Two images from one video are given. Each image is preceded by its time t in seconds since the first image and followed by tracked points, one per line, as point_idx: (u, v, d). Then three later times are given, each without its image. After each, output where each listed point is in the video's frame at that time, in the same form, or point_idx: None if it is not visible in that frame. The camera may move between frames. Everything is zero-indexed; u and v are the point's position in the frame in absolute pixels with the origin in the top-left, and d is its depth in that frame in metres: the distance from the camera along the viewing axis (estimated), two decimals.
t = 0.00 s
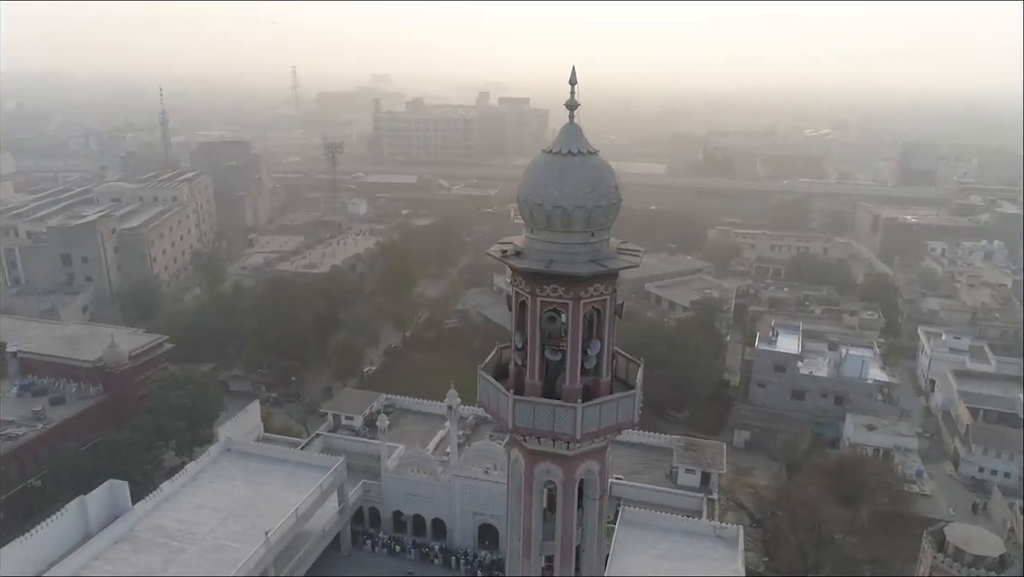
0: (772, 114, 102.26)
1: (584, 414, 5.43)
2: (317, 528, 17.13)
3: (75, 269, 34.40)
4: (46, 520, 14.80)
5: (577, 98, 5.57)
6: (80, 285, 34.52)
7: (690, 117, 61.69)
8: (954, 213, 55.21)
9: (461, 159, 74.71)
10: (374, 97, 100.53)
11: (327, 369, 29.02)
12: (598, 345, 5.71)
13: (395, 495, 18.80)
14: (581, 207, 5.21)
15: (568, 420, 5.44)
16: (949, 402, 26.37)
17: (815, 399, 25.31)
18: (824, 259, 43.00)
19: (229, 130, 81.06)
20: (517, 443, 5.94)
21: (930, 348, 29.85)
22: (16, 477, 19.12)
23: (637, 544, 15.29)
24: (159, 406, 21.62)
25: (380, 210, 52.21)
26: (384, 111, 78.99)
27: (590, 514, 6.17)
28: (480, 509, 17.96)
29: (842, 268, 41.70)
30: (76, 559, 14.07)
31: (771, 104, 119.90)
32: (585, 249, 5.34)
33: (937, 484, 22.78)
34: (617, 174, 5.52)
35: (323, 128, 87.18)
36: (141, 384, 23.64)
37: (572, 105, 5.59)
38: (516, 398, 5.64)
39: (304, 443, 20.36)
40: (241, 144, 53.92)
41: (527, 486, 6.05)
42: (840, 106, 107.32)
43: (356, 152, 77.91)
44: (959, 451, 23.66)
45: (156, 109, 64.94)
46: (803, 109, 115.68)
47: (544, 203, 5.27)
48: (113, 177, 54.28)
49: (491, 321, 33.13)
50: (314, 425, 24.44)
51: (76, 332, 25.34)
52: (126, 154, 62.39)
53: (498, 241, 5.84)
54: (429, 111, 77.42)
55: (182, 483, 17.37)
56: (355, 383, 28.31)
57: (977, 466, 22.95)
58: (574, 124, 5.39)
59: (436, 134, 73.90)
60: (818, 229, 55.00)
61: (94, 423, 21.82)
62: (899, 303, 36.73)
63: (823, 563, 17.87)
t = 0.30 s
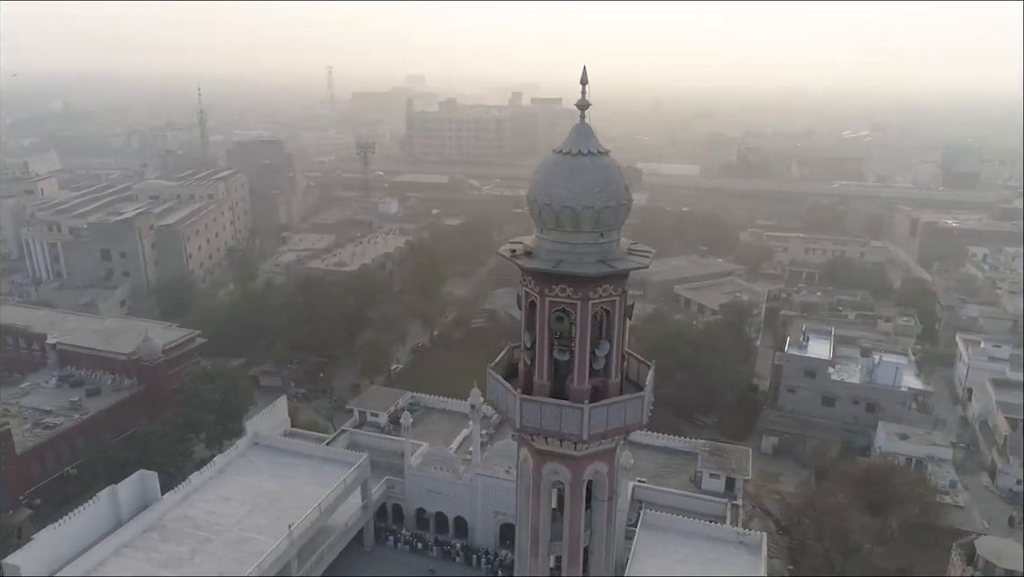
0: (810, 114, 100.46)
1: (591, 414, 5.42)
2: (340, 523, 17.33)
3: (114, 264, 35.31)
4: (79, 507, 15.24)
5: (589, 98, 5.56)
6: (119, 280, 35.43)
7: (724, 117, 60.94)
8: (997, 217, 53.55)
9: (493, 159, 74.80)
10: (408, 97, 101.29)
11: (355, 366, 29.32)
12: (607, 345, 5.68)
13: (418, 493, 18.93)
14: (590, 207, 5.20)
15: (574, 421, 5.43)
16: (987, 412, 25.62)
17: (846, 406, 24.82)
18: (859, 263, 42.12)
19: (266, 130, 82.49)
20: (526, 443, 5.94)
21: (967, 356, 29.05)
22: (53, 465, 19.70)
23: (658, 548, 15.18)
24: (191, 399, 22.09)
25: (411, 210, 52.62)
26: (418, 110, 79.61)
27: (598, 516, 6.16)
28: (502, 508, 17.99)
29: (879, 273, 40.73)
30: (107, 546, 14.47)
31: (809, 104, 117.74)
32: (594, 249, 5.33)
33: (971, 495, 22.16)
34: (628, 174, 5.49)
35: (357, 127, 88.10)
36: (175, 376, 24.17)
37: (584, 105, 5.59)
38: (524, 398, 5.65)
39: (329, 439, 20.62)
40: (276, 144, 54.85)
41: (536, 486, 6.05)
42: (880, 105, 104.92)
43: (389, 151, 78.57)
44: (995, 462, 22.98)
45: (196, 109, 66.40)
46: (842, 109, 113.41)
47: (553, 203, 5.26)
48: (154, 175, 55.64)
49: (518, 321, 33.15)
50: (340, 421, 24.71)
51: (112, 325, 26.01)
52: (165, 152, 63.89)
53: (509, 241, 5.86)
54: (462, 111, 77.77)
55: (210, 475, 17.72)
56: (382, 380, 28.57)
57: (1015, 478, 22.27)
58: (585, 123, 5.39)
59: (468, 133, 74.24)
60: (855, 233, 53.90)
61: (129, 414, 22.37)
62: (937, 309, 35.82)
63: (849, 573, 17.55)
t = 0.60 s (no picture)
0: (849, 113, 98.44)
1: (598, 415, 5.40)
2: (363, 518, 17.51)
3: (151, 260, 36.11)
4: (111, 496, 15.67)
5: (599, 99, 5.54)
6: (156, 275, 36.23)
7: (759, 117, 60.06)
8: None
9: (525, 159, 74.83)
10: (441, 98, 101.88)
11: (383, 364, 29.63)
12: (616, 346, 5.67)
13: (441, 491, 19.02)
14: (601, 207, 5.19)
15: (581, 421, 5.42)
16: None
17: (879, 413, 24.32)
18: (897, 268, 41.15)
19: (302, 130, 83.69)
20: (533, 441, 5.94)
21: (1007, 365, 28.23)
22: (88, 454, 20.23)
23: (680, 553, 15.02)
24: (221, 393, 22.49)
25: (442, 209, 52.88)
26: (451, 110, 79.97)
27: (607, 516, 6.15)
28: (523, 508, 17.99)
29: (917, 277, 39.69)
30: (137, 534, 14.85)
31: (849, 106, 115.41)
32: (603, 249, 5.32)
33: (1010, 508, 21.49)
34: (639, 174, 5.46)
35: (391, 127, 88.87)
36: (207, 370, 24.64)
37: (596, 105, 5.56)
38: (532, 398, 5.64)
39: (355, 435, 20.88)
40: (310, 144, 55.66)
41: (543, 484, 6.07)
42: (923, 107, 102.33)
43: (422, 151, 79.06)
44: None
45: (234, 109, 67.67)
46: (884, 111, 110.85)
47: (562, 202, 5.26)
48: (192, 173, 56.81)
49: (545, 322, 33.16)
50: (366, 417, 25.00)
51: (148, 319, 26.64)
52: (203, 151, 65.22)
53: (520, 240, 5.87)
54: (494, 111, 77.94)
55: (237, 468, 18.05)
56: (409, 378, 28.80)
57: None
58: (596, 123, 5.38)
59: (500, 134, 74.38)
60: (892, 237, 52.68)
61: (162, 406, 22.87)
62: (978, 317, 34.84)
63: None
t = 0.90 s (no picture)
0: (892, 112, 96.09)
1: (605, 416, 5.38)
2: (385, 514, 17.67)
3: (188, 256, 36.94)
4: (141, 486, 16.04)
5: (611, 99, 5.52)
6: (192, 271, 37.04)
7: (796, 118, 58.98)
8: None
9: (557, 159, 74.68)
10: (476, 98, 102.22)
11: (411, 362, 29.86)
12: (625, 346, 5.64)
13: (464, 489, 19.09)
14: (610, 208, 5.17)
15: (588, 422, 5.40)
16: None
17: (913, 422, 23.75)
18: (937, 274, 40.05)
19: (338, 130, 84.80)
20: (542, 441, 5.94)
21: None
22: (122, 444, 20.75)
23: (702, 560, 14.85)
24: (252, 387, 22.89)
25: (473, 209, 53.10)
26: (484, 110, 80.16)
27: (615, 518, 6.16)
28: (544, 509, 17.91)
29: (959, 282, 38.54)
30: (165, 524, 15.20)
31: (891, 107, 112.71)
32: (612, 250, 5.30)
33: None
34: (649, 175, 5.43)
35: (425, 127, 89.45)
36: (238, 364, 25.06)
37: (606, 106, 5.54)
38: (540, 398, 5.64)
39: (380, 432, 21.08)
40: (345, 143, 56.42)
41: (552, 485, 6.08)
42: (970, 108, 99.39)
43: (455, 151, 79.42)
44: None
45: (272, 108, 68.89)
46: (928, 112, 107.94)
47: (571, 203, 5.25)
48: (230, 171, 57.95)
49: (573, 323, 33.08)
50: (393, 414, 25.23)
51: (184, 313, 27.25)
52: (241, 150, 66.49)
53: (530, 240, 5.87)
54: (528, 111, 77.97)
55: (264, 461, 18.36)
56: (436, 376, 28.98)
57: None
58: (607, 123, 5.36)
59: (534, 134, 74.37)
60: (934, 242, 51.28)
61: (194, 399, 23.36)
62: (1021, 325, 33.74)
63: None
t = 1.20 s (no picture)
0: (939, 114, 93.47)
1: (613, 417, 5.35)
2: (410, 511, 17.78)
3: (225, 252, 37.70)
4: (172, 475, 16.44)
5: (623, 99, 5.48)
6: (228, 267, 37.80)
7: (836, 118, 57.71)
8: None
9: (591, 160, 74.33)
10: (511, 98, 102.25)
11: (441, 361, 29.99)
12: (636, 347, 5.61)
13: (488, 488, 19.10)
14: (621, 207, 5.14)
15: (596, 422, 5.38)
16: None
17: (951, 432, 23.08)
18: (981, 279, 38.75)
19: (374, 130, 85.65)
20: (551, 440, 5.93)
21: None
22: (157, 434, 21.28)
23: (726, 567, 14.66)
24: (282, 381, 23.26)
25: (505, 209, 53.11)
26: (518, 111, 80.11)
27: (624, 520, 6.15)
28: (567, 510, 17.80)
29: (1005, 289, 37.24)
30: (194, 513, 15.56)
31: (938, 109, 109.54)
32: (622, 251, 5.27)
33: None
34: (661, 175, 5.39)
35: (459, 126, 89.78)
36: (270, 359, 25.45)
37: (619, 106, 5.51)
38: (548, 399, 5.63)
39: (406, 429, 21.24)
40: (380, 143, 56.99)
41: (560, 484, 6.10)
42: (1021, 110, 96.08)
43: (489, 151, 79.58)
44: None
45: (310, 108, 69.96)
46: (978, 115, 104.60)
47: (582, 203, 5.24)
48: (268, 170, 59.01)
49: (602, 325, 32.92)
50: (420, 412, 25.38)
51: (219, 308, 27.83)
52: (278, 148, 67.62)
53: (543, 241, 5.88)
54: (563, 112, 77.71)
55: (292, 455, 18.64)
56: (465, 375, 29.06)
57: None
58: (620, 121, 5.33)
59: (568, 134, 74.08)
60: (979, 247, 49.60)
61: (227, 392, 23.83)
62: None
63: None
